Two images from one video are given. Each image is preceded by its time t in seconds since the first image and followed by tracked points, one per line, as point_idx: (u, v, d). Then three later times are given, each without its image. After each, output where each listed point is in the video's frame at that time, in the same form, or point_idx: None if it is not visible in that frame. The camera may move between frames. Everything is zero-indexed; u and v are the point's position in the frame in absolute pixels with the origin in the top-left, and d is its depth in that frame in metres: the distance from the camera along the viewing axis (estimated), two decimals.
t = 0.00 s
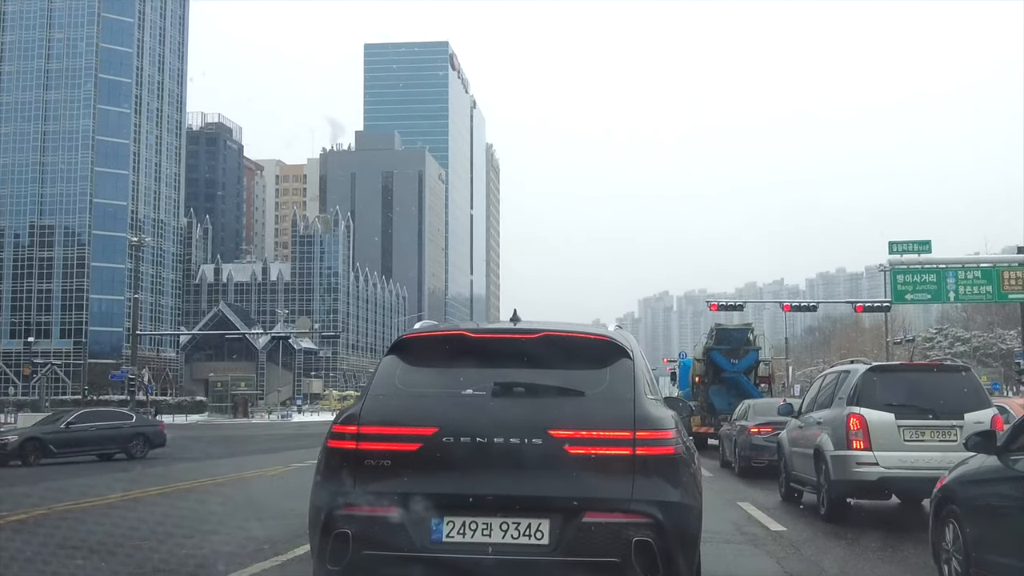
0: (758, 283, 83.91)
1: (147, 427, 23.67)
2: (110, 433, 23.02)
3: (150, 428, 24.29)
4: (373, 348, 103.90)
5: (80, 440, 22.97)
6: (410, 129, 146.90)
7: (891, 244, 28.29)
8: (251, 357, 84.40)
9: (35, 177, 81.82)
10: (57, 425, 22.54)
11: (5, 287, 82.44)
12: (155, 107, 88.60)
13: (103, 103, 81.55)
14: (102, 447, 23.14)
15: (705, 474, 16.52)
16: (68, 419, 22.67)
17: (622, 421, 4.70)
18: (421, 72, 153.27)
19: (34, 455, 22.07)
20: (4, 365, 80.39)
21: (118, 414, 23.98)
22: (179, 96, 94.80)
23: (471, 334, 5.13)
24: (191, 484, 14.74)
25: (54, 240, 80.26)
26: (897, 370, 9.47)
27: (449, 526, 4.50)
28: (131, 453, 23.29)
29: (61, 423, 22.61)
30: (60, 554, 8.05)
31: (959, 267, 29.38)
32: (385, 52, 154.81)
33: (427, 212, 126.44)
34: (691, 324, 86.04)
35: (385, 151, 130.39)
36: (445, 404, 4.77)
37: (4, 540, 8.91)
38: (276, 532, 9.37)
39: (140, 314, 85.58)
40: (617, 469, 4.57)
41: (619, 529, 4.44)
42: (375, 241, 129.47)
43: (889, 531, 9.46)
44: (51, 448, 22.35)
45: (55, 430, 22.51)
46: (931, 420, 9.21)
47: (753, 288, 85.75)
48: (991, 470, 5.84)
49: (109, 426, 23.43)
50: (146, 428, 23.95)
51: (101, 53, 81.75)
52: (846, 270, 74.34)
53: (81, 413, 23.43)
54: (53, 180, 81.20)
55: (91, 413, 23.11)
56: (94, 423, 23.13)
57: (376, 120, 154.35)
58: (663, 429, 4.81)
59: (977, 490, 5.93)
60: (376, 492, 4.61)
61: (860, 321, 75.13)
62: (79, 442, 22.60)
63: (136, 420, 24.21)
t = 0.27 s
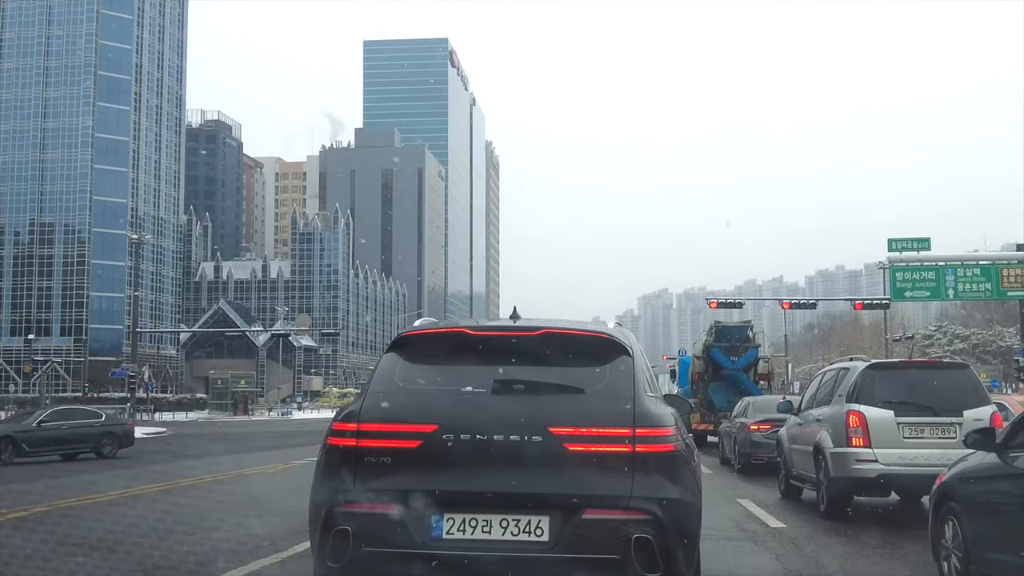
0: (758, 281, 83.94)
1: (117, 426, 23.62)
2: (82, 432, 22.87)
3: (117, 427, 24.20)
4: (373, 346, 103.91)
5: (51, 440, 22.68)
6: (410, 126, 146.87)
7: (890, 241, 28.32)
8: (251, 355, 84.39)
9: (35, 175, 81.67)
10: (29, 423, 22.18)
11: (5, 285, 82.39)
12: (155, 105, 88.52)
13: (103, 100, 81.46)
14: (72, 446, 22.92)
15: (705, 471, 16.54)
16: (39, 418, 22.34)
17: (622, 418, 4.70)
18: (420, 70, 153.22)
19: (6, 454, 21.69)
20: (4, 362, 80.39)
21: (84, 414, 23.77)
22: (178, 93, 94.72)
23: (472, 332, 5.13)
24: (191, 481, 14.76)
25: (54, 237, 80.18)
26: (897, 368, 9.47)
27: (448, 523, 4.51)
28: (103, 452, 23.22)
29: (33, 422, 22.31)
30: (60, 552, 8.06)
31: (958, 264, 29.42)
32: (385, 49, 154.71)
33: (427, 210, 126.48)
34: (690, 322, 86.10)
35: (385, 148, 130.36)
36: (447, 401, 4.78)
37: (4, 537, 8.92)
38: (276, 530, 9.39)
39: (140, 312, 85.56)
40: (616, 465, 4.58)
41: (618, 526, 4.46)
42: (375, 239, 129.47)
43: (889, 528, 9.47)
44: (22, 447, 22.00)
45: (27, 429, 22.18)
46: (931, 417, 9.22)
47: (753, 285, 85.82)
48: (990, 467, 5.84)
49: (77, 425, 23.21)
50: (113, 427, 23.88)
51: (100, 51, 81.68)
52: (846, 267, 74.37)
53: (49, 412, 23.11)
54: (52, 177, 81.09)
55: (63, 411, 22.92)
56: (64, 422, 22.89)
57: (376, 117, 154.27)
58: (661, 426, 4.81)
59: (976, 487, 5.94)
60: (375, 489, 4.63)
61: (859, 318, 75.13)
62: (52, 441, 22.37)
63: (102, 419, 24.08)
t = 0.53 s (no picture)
0: (757, 277, 83.88)
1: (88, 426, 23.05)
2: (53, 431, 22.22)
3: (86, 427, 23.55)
4: (371, 343, 103.87)
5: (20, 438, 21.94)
6: (409, 123, 146.70)
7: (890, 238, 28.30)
8: (250, 351, 84.47)
9: (34, 171, 81.58)
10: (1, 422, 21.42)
11: (4, 282, 82.40)
12: (154, 102, 88.48)
13: (102, 97, 81.37)
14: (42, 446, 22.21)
15: (704, 468, 16.56)
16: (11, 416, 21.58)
17: (621, 416, 4.69)
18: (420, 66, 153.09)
19: None
20: (3, 359, 80.55)
21: (53, 412, 23.05)
22: (178, 90, 94.66)
23: (471, 329, 5.12)
24: (190, 478, 14.74)
25: (53, 233, 80.11)
26: (897, 365, 9.47)
27: (448, 520, 4.51)
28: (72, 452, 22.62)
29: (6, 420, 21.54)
30: (59, 548, 8.06)
31: (958, 261, 29.40)
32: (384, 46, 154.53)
33: (426, 206, 126.40)
34: (690, 319, 86.06)
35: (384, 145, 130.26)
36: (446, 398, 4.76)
37: (4, 533, 8.92)
38: (275, 526, 9.39)
39: (139, 308, 85.61)
40: (616, 462, 4.58)
41: (618, 523, 4.45)
42: (374, 236, 129.40)
43: (888, 524, 9.47)
44: None
45: None
46: (931, 414, 9.22)
47: (752, 282, 85.80)
48: (990, 464, 5.84)
49: (47, 423, 22.51)
50: (83, 426, 23.25)
51: (99, 47, 81.58)
52: (845, 264, 74.28)
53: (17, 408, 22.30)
54: (51, 174, 80.99)
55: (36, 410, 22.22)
56: (36, 421, 22.16)
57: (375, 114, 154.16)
58: (661, 422, 4.80)
59: (977, 484, 5.92)
60: (375, 486, 4.62)
61: (859, 315, 75.07)
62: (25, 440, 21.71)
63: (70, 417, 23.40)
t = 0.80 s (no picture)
0: (757, 275, 83.83)
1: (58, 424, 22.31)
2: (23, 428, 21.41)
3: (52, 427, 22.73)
4: (371, 340, 103.82)
5: None
6: (409, 120, 146.61)
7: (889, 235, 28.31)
8: (250, 349, 84.58)
9: (34, 169, 81.48)
10: None
11: (4, 280, 82.44)
12: (154, 99, 88.42)
13: (101, 94, 81.29)
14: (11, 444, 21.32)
15: (704, 465, 16.58)
16: None
17: (620, 413, 4.70)
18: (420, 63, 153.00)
19: None
20: (4, 357, 80.72)
21: (19, 411, 22.20)
22: (177, 87, 94.60)
23: (471, 327, 5.13)
24: (191, 476, 14.77)
25: (54, 231, 80.12)
26: (896, 362, 9.48)
27: (448, 518, 4.51)
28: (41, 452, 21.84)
29: None
30: (60, 546, 8.08)
31: (958, 258, 29.38)
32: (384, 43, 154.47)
33: (426, 204, 126.41)
34: (690, 316, 86.04)
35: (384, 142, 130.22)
36: (446, 395, 4.77)
37: (5, 530, 8.94)
38: (276, 524, 9.39)
39: (139, 306, 85.67)
40: (617, 460, 4.58)
41: (617, 520, 4.46)
42: (373, 234, 129.36)
43: (887, 521, 9.49)
44: None
45: None
46: (930, 411, 9.23)
47: (752, 279, 85.86)
48: (990, 461, 5.84)
49: (14, 422, 21.66)
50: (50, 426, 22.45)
51: (98, 45, 81.49)
52: (845, 261, 74.28)
53: None
54: (51, 171, 80.90)
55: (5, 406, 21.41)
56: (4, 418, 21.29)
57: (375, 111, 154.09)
58: (660, 420, 4.82)
59: (976, 481, 5.92)
60: (374, 483, 4.63)
61: (859, 313, 75.03)
62: None
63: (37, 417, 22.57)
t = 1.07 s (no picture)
0: (757, 272, 83.86)
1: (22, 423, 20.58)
2: None
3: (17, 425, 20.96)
4: (371, 338, 103.82)
5: None
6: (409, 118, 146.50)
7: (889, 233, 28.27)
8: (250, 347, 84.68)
9: (33, 166, 81.37)
10: None
11: (3, 277, 82.42)
12: (153, 97, 88.44)
13: (101, 92, 81.22)
14: None
15: (703, 463, 16.60)
16: None
17: (620, 411, 4.69)
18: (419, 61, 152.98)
19: None
20: (3, 354, 80.77)
21: None
22: (177, 85, 94.52)
23: (471, 325, 5.11)
24: (191, 473, 14.78)
25: (53, 228, 80.07)
26: (897, 359, 9.47)
27: (447, 515, 4.51)
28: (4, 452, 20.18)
29: None
30: (61, 543, 8.07)
31: (958, 255, 29.35)
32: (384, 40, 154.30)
33: (426, 202, 126.41)
34: (690, 314, 86.19)
35: (383, 140, 130.23)
36: (446, 392, 4.77)
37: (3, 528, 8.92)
38: (275, 522, 9.38)
39: (138, 304, 85.70)
40: (616, 457, 4.57)
41: (619, 518, 4.45)
42: (373, 231, 129.37)
43: (888, 518, 9.48)
44: None
45: None
46: (931, 409, 9.23)
47: (752, 276, 85.90)
48: (990, 459, 5.84)
49: None
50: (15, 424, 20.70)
51: (98, 43, 81.45)
52: (845, 259, 74.27)
53: None
54: (50, 169, 80.79)
55: None
56: None
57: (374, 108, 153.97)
58: (660, 417, 4.81)
59: (976, 479, 5.92)
60: (374, 481, 4.63)
61: (859, 310, 75.06)
62: None
63: None
